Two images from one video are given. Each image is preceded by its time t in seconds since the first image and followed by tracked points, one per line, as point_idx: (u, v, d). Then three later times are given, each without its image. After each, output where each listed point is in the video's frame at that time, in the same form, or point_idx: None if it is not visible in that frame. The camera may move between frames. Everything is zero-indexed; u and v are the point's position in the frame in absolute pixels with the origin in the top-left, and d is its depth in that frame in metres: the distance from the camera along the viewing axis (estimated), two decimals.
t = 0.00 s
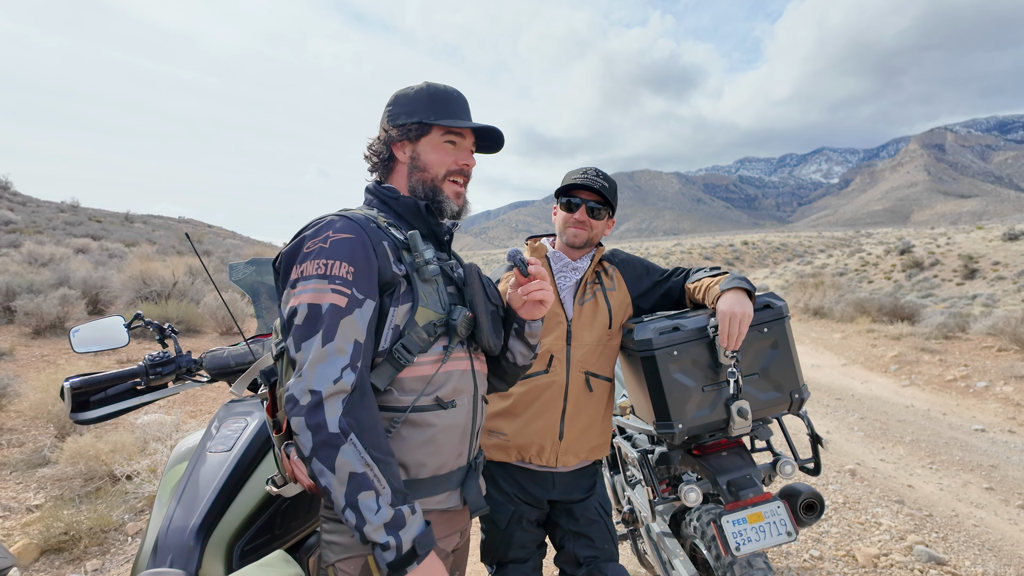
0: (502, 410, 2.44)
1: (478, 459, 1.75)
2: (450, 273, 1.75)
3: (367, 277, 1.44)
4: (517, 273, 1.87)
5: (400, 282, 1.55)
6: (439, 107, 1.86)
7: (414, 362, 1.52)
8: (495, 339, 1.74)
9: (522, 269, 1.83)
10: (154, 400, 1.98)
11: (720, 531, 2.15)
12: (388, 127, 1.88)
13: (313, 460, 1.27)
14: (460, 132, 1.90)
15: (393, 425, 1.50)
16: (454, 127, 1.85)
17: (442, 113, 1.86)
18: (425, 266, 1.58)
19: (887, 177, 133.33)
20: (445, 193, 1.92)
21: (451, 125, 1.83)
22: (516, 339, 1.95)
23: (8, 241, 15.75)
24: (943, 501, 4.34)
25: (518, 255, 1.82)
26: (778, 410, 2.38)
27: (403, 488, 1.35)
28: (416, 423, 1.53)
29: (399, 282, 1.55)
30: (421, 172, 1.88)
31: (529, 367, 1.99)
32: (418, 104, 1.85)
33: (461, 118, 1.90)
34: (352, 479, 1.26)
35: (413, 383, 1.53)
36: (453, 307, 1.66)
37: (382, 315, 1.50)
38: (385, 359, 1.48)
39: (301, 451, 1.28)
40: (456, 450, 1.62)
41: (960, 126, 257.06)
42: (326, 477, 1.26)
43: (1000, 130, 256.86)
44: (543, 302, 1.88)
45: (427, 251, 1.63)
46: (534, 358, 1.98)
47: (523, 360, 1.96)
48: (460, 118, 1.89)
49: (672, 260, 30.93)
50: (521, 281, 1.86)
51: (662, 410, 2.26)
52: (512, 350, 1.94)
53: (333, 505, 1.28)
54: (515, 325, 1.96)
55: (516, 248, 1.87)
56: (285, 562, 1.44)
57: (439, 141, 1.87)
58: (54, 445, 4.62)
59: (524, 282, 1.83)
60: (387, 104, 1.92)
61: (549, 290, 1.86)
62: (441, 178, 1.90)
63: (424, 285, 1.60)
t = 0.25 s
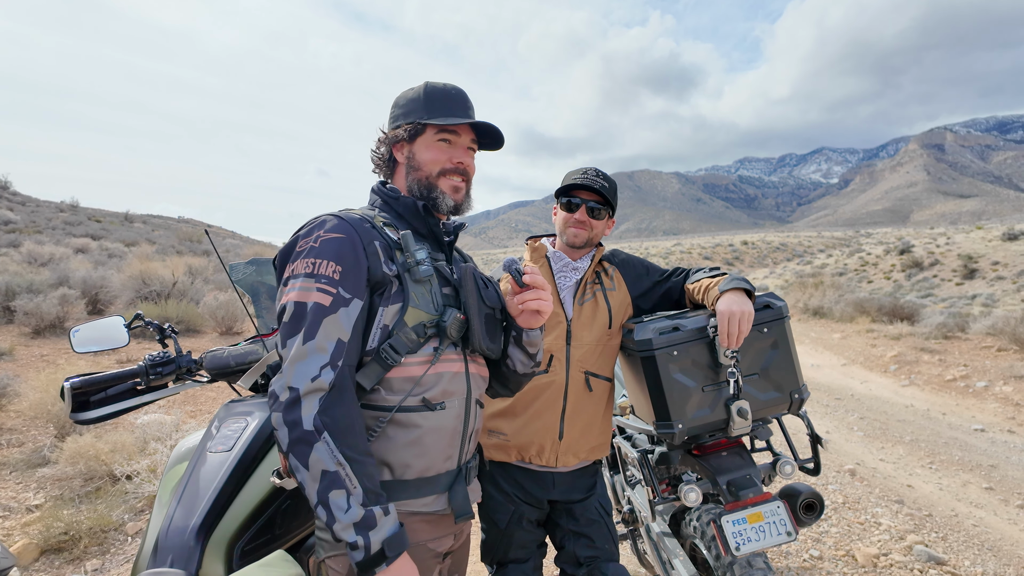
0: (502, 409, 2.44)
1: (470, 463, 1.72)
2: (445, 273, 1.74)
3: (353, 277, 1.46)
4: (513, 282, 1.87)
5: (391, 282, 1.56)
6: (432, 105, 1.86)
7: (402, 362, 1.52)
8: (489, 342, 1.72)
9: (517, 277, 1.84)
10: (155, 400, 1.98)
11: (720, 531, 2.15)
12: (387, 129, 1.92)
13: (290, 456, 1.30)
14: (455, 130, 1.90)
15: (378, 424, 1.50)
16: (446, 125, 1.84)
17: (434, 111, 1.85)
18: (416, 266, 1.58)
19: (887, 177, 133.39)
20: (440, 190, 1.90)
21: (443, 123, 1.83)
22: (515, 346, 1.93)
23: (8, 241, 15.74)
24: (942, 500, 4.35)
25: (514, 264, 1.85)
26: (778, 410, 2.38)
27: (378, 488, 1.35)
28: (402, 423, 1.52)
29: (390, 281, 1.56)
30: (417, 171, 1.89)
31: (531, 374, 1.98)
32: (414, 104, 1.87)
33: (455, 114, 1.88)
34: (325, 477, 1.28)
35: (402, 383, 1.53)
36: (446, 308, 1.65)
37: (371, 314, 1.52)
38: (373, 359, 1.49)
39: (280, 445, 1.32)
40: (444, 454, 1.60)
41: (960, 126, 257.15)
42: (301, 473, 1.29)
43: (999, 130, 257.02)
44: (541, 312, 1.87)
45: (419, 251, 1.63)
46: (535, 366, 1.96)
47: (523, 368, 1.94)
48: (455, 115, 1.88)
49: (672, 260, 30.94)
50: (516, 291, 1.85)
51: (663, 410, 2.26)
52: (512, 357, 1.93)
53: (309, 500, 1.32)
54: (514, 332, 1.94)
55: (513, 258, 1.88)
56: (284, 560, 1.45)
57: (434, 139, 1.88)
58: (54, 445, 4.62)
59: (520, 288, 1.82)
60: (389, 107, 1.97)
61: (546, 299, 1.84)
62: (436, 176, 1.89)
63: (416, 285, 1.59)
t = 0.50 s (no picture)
0: (502, 409, 2.44)
1: (466, 464, 1.71)
2: (441, 273, 1.74)
3: (345, 275, 1.47)
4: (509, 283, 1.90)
5: (384, 280, 1.56)
6: (415, 104, 1.87)
7: (394, 361, 1.52)
8: (483, 342, 1.71)
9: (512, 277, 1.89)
10: (155, 400, 1.98)
11: (720, 530, 2.15)
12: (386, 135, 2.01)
13: (277, 450, 1.31)
14: (437, 128, 1.90)
15: (369, 421, 1.50)
16: (426, 123, 1.85)
17: (417, 111, 1.87)
18: (409, 265, 1.58)
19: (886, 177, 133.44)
20: (424, 188, 1.89)
21: (422, 122, 1.84)
22: (514, 347, 1.93)
23: (7, 241, 15.73)
24: (942, 500, 4.35)
25: (509, 264, 1.91)
26: (778, 410, 2.38)
27: (364, 484, 1.35)
28: (393, 421, 1.52)
29: (384, 280, 1.56)
30: (405, 172, 1.92)
31: (533, 376, 1.97)
32: (403, 106, 1.92)
33: (436, 110, 1.86)
34: (309, 472, 1.28)
35: (394, 382, 1.54)
36: (441, 308, 1.65)
37: (364, 313, 1.52)
38: (365, 356, 1.49)
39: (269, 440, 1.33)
40: (435, 454, 1.59)
41: (959, 125, 257.22)
42: (287, 467, 1.30)
43: (999, 130, 257.14)
44: (538, 313, 1.87)
45: (414, 250, 1.63)
46: (536, 369, 1.96)
47: (523, 370, 1.94)
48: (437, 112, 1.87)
49: (672, 260, 30.96)
50: (512, 292, 1.87)
51: (663, 410, 2.26)
52: (512, 359, 1.92)
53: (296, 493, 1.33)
54: (513, 333, 1.94)
55: (508, 259, 1.93)
56: (284, 560, 1.45)
57: (418, 139, 1.90)
58: (53, 445, 4.62)
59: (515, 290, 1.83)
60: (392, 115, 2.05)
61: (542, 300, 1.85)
62: (421, 175, 1.90)
63: (410, 284, 1.59)
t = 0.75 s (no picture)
0: (502, 409, 2.45)
1: (465, 464, 1.71)
2: (438, 273, 1.74)
3: (342, 275, 1.47)
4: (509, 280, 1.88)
5: (381, 280, 1.56)
6: (424, 106, 1.87)
7: (392, 361, 1.52)
8: (483, 342, 1.71)
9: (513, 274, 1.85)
10: (155, 399, 1.98)
11: (720, 530, 2.15)
12: (388, 133, 1.98)
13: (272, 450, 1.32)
14: (446, 131, 1.90)
15: (367, 421, 1.51)
16: (435, 125, 1.85)
17: (426, 112, 1.86)
18: (406, 265, 1.58)
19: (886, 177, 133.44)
20: (430, 191, 1.89)
21: (431, 124, 1.83)
22: (516, 346, 1.93)
23: (7, 241, 15.73)
24: (942, 500, 4.35)
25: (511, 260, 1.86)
26: (778, 410, 2.38)
27: (358, 485, 1.35)
28: (391, 421, 1.52)
29: (381, 280, 1.56)
30: (410, 173, 1.92)
31: (534, 375, 1.97)
32: (409, 106, 1.90)
33: (445, 113, 1.87)
34: (303, 473, 1.29)
35: (392, 382, 1.53)
36: (439, 307, 1.65)
37: (362, 313, 1.52)
38: (363, 357, 1.49)
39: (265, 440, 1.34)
40: (433, 454, 1.59)
41: (959, 125, 257.19)
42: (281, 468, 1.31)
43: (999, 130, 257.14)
44: (537, 310, 1.87)
45: (411, 250, 1.63)
46: (537, 367, 1.96)
47: (525, 369, 1.94)
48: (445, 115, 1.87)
49: (672, 259, 30.97)
50: (512, 290, 1.87)
51: (663, 410, 2.26)
52: (514, 358, 1.92)
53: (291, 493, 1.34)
54: (513, 332, 1.94)
55: (510, 255, 1.88)
56: (284, 560, 1.45)
57: (425, 141, 1.89)
58: (54, 445, 4.62)
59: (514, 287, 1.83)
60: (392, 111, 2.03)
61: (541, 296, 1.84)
62: (427, 177, 1.89)
63: (407, 284, 1.59)
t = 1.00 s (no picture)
0: (502, 409, 2.44)
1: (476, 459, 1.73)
2: (441, 271, 1.73)
3: (349, 279, 1.46)
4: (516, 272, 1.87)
5: (388, 282, 1.56)
6: (425, 106, 1.86)
7: (403, 361, 1.52)
8: (490, 338, 1.72)
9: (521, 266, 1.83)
10: (155, 399, 1.98)
11: (720, 530, 2.15)
12: (379, 129, 1.92)
13: (294, 461, 1.29)
14: (448, 131, 1.90)
15: (382, 423, 1.50)
16: (439, 127, 1.84)
17: (428, 113, 1.85)
18: (412, 265, 1.58)
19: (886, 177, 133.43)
20: (434, 192, 1.92)
21: (436, 125, 1.83)
22: (519, 340, 1.94)
23: (8, 241, 15.75)
24: (942, 500, 4.35)
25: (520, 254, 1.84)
26: (778, 409, 2.38)
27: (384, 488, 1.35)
28: (406, 421, 1.52)
29: (387, 282, 1.56)
30: (410, 173, 1.89)
31: (535, 367, 1.98)
32: (406, 104, 1.86)
33: (448, 115, 1.88)
34: (329, 480, 1.27)
35: (404, 382, 1.53)
36: (445, 305, 1.65)
37: (370, 315, 1.51)
38: (375, 359, 1.48)
39: (284, 451, 1.32)
40: (448, 450, 1.60)
41: (960, 125, 257.11)
42: (305, 477, 1.28)
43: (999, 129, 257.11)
44: (543, 303, 1.88)
45: (415, 250, 1.63)
46: (538, 360, 1.98)
47: (527, 362, 1.95)
48: (447, 116, 1.88)
49: (672, 259, 30.97)
50: (518, 282, 1.86)
51: (663, 410, 2.26)
52: (516, 352, 1.93)
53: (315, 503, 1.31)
54: (517, 326, 1.94)
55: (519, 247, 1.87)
56: (284, 560, 1.45)
57: (427, 141, 1.88)
58: (54, 444, 4.62)
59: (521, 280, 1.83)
60: (381, 106, 1.96)
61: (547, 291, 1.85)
62: (430, 179, 1.90)
63: (413, 284, 1.59)
